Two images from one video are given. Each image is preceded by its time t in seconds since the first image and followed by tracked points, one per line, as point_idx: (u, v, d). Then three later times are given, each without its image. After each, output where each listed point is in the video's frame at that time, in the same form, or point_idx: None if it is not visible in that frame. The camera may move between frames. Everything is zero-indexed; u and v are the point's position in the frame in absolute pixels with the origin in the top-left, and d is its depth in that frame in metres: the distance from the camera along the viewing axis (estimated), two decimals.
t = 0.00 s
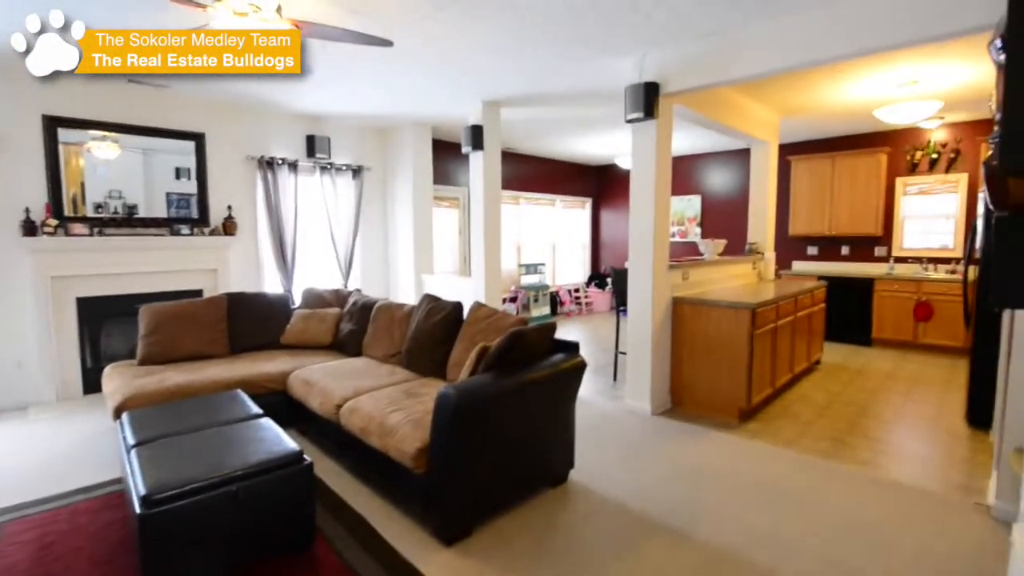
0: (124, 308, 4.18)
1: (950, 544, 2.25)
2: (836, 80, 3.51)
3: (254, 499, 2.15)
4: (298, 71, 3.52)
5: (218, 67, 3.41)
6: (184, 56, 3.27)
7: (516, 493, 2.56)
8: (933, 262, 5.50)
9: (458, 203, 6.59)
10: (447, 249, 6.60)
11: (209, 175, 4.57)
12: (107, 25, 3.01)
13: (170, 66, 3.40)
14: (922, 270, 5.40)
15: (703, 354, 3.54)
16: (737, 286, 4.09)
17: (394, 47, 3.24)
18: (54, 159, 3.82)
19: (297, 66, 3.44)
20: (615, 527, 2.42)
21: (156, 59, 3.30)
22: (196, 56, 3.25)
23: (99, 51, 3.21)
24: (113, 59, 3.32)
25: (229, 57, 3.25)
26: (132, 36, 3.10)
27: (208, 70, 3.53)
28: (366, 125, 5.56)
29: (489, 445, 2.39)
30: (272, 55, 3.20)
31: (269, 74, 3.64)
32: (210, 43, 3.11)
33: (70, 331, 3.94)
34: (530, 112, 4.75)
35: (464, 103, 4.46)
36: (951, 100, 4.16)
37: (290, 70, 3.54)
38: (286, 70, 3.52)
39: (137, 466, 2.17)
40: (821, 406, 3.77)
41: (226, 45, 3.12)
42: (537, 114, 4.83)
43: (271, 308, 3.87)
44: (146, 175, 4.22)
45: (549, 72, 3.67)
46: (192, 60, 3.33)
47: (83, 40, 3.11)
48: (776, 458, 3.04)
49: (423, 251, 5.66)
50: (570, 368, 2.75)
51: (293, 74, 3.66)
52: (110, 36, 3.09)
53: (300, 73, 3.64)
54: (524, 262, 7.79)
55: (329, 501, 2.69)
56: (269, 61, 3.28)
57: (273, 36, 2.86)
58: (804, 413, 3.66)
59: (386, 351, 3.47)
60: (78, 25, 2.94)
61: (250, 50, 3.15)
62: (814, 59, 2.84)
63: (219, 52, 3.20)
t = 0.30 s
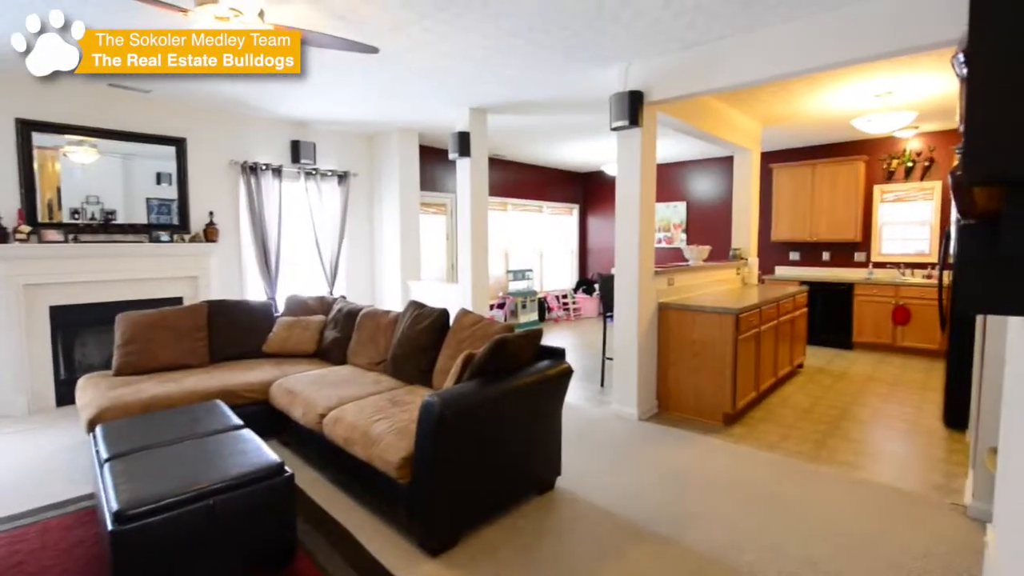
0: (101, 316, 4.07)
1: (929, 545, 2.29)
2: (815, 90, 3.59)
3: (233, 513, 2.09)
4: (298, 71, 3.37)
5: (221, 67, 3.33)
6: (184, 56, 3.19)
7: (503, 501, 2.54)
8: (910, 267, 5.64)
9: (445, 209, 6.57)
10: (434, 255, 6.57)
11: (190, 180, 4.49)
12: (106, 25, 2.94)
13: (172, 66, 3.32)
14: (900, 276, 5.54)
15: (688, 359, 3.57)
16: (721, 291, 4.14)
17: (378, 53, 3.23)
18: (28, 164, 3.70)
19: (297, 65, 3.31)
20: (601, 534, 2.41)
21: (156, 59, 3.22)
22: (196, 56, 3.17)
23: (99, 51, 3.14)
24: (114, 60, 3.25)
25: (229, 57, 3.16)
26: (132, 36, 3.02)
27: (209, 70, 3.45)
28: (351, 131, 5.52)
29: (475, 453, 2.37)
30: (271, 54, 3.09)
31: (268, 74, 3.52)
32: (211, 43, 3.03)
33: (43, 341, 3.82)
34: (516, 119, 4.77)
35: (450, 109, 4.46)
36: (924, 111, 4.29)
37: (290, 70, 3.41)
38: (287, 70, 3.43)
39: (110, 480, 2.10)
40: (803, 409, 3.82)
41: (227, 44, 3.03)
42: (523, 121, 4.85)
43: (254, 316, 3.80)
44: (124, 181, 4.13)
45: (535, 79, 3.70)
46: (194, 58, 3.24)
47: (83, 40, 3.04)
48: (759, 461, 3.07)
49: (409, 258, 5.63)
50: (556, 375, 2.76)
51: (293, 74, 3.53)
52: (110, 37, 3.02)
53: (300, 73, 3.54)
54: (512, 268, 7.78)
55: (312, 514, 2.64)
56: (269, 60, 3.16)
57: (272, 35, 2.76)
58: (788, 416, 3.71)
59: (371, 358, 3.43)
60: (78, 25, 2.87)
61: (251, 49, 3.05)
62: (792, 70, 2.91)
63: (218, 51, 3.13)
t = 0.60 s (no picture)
0: (87, 322, 4.06)
1: (913, 547, 2.30)
2: (803, 94, 3.60)
3: (217, 520, 2.09)
4: (298, 71, 3.29)
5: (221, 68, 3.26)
6: (184, 56, 3.14)
7: (488, 507, 2.55)
8: (896, 271, 5.67)
9: (433, 214, 6.57)
10: (422, 260, 6.56)
11: (177, 184, 4.47)
12: (105, 23, 2.88)
13: (170, 67, 3.27)
14: (886, 279, 5.57)
15: (675, 363, 3.58)
16: (709, 295, 4.15)
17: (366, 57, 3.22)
18: (12, 167, 3.67)
19: (297, 65, 3.21)
20: (587, 538, 2.42)
21: (156, 59, 3.16)
22: (197, 56, 3.12)
23: (99, 51, 3.11)
24: (115, 61, 3.20)
25: (229, 57, 3.11)
26: (133, 36, 2.98)
27: (209, 70, 3.37)
28: (339, 136, 5.51)
29: (461, 458, 2.38)
30: (270, 54, 3.01)
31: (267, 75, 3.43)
32: (213, 43, 2.99)
33: (26, 347, 3.79)
34: (503, 123, 4.77)
35: (438, 113, 4.45)
36: (912, 115, 4.31)
37: (289, 70, 3.31)
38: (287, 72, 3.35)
39: (94, 485, 2.10)
40: (790, 413, 3.84)
41: (228, 44, 2.97)
42: (511, 125, 4.84)
43: (240, 321, 3.80)
44: (111, 185, 4.11)
45: (523, 84, 3.69)
46: (193, 60, 3.19)
47: (83, 40, 3.01)
48: (746, 465, 3.08)
49: (397, 262, 5.62)
50: (543, 379, 2.77)
51: (291, 74, 3.42)
52: (110, 36, 2.99)
53: (298, 73, 3.44)
54: (500, 272, 7.78)
55: (298, 518, 2.64)
56: (269, 61, 3.09)
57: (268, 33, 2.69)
58: (774, 420, 3.72)
59: (358, 363, 3.43)
60: (78, 25, 2.84)
61: (251, 50, 3.01)
62: (778, 75, 2.92)
63: (217, 52, 3.08)
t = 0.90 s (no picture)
0: (73, 323, 4.02)
1: (900, 548, 2.32)
2: (791, 99, 3.65)
3: (203, 524, 2.07)
4: (299, 71, 3.27)
5: (222, 67, 3.26)
6: (184, 58, 3.14)
7: (479, 509, 2.54)
8: (883, 274, 5.72)
9: (424, 216, 6.57)
10: (413, 263, 6.56)
11: (165, 186, 4.45)
12: (106, 23, 2.85)
13: (177, 67, 3.27)
14: (874, 281, 5.59)
15: (665, 365, 3.59)
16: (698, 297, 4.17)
17: (356, 60, 3.24)
18: None
19: (297, 65, 3.19)
20: (578, 541, 2.42)
21: (156, 59, 3.13)
22: (197, 56, 3.11)
23: (99, 51, 3.10)
24: (117, 62, 3.20)
25: (231, 58, 3.12)
26: (133, 36, 2.96)
27: (210, 69, 3.37)
28: (329, 137, 5.50)
29: (451, 461, 2.37)
30: (271, 55, 3.01)
31: (272, 77, 3.43)
32: (212, 44, 2.98)
33: (11, 348, 3.75)
34: (493, 126, 4.79)
35: (429, 116, 4.46)
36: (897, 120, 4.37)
37: (291, 70, 3.28)
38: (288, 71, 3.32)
39: (78, 490, 2.07)
40: (778, 414, 3.86)
41: (229, 45, 2.97)
42: (501, 128, 4.86)
43: (228, 323, 3.77)
44: (99, 186, 4.09)
45: (512, 87, 3.72)
46: (195, 57, 3.15)
47: (83, 40, 2.98)
48: (736, 467, 3.09)
49: (387, 264, 5.61)
50: (533, 381, 2.78)
51: (294, 75, 3.41)
52: (110, 36, 2.96)
53: (299, 73, 3.41)
54: (490, 275, 7.78)
55: (285, 522, 2.62)
56: (269, 61, 3.09)
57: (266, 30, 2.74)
58: (763, 421, 3.74)
59: (347, 366, 3.41)
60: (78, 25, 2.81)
61: (251, 50, 3.01)
62: (764, 80, 2.96)
63: (218, 53, 3.09)
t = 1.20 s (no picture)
0: (62, 322, 4.01)
1: (890, 549, 2.32)
2: (777, 101, 3.68)
3: (189, 527, 2.05)
4: (298, 71, 3.27)
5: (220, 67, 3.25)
6: (183, 58, 3.15)
7: (468, 511, 2.53)
8: (871, 274, 5.75)
9: (415, 216, 6.59)
10: (403, 263, 6.56)
11: (156, 186, 4.44)
12: (109, 23, 2.87)
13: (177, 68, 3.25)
14: (862, 282, 5.63)
15: (655, 366, 3.59)
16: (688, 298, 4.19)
17: (348, 61, 3.25)
18: None
19: (297, 65, 3.19)
20: (569, 543, 2.40)
21: (155, 60, 3.13)
22: (196, 57, 3.11)
23: (99, 51, 3.11)
24: (116, 62, 3.19)
25: (232, 60, 3.16)
26: (133, 37, 2.97)
27: (210, 70, 3.34)
28: (320, 137, 5.51)
29: (441, 462, 2.36)
30: (271, 56, 3.03)
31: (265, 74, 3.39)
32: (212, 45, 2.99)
33: None
34: (484, 126, 4.81)
35: (420, 117, 4.48)
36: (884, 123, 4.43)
37: (290, 70, 3.27)
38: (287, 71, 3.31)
39: (62, 492, 2.05)
40: (769, 415, 3.86)
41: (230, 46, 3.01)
42: (492, 129, 4.88)
43: (218, 323, 3.76)
44: (89, 186, 4.09)
45: (503, 89, 3.74)
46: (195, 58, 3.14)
47: (83, 40, 3.00)
48: (727, 469, 3.08)
49: (378, 264, 5.61)
50: (523, 382, 2.78)
51: (293, 74, 3.40)
52: (110, 36, 2.97)
53: (299, 73, 3.41)
54: (480, 275, 7.79)
55: (272, 524, 2.60)
56: (270, 62, 3.13)
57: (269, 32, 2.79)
58: (753, 422, 3.74)
59: (337, 366, 3.40)
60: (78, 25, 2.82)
61: (252, 51, 3.04)
62: (752, 83, 2.98)
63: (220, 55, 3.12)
